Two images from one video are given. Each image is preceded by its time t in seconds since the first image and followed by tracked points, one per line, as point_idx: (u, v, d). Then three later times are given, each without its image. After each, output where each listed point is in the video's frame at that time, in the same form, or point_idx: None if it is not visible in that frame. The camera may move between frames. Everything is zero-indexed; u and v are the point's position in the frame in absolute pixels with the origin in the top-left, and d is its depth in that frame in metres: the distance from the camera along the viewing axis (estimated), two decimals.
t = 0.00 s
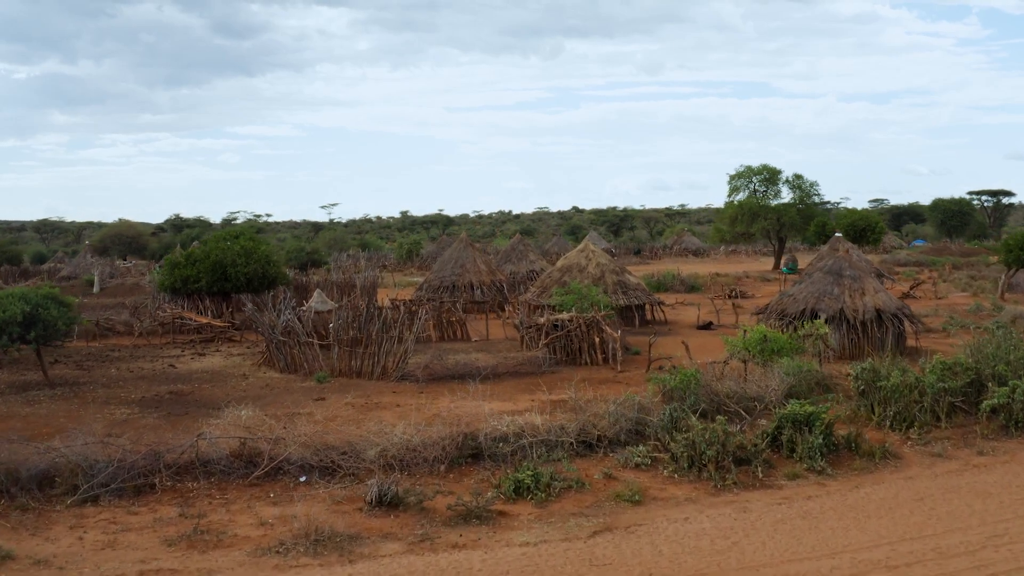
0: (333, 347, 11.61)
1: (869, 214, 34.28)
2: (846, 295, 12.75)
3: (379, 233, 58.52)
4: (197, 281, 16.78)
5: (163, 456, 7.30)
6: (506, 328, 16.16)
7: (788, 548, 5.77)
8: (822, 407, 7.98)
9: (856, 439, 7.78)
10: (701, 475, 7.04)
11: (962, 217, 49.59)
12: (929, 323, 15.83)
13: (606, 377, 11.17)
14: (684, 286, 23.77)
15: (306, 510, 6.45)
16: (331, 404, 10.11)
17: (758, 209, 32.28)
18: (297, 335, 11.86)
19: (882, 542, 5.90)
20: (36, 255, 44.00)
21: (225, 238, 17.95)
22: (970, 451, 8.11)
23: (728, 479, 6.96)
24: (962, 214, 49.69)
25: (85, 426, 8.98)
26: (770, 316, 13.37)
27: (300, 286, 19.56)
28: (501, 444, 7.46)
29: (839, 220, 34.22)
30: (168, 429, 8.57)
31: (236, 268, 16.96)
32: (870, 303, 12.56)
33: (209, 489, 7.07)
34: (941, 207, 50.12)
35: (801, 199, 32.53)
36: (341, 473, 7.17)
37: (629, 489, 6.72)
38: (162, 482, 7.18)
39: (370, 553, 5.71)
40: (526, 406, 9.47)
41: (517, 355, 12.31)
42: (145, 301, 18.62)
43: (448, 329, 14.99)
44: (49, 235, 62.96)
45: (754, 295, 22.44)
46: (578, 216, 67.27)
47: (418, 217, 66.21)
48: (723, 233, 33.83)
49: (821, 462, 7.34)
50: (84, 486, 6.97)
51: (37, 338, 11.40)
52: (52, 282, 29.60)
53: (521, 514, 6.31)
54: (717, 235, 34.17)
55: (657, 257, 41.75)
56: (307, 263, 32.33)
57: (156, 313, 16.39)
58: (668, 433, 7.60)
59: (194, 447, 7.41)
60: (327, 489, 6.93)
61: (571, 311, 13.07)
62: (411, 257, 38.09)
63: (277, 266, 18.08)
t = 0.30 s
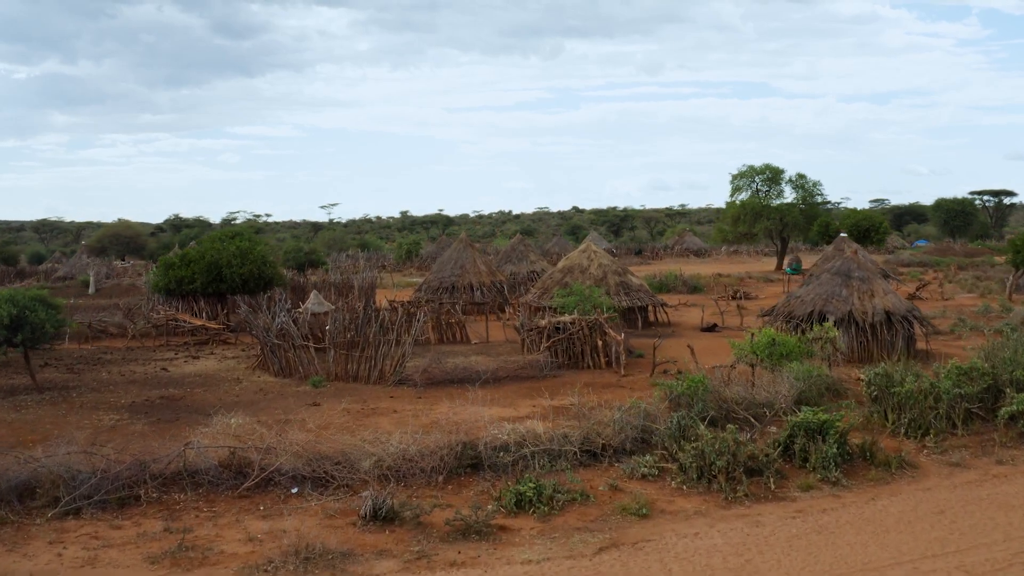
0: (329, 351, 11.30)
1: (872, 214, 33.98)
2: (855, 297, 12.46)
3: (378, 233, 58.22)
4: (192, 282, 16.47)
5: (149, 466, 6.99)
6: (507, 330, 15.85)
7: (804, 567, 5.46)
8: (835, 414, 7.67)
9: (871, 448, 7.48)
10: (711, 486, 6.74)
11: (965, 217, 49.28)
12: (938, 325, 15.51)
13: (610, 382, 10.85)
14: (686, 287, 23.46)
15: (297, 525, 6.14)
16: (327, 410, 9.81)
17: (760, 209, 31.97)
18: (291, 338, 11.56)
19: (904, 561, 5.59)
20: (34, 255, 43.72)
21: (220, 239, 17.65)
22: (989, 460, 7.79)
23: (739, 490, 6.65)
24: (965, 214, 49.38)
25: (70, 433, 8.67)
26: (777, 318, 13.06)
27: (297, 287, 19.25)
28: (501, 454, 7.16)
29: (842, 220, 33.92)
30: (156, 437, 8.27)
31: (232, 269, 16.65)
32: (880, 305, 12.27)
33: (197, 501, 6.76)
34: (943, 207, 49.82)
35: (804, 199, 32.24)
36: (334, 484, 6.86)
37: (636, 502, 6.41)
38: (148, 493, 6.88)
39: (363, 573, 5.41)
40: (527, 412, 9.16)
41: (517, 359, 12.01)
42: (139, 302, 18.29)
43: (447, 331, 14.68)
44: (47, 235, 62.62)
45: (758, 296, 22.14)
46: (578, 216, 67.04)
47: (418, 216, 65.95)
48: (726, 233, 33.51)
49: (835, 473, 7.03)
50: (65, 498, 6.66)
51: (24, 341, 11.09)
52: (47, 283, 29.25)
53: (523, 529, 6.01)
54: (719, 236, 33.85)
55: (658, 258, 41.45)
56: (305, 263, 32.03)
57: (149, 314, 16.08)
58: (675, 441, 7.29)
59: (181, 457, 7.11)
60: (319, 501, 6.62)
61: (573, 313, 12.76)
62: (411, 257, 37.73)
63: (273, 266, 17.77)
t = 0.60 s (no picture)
0: (323, 355, 10.94)
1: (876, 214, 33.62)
2: (865, 299, 12.10)
3: (377, 233, 57.87)
4: (185, 283, 16.10)
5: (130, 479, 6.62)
6: (506, 332, 15.49)
7: None
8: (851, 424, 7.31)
9: (889, 459, 7.12)
10: (723, 501, 6.37)
11: (968, 217, 48.90)
12: (949, 327, 15.15)
13: (614, 388, 10.47)
14: (689, 289, 23.10)
15: (283, 544, 5.76)
16: (319, 417, 9.44)
17: (763, 208, 31.61)
18: (284, 342, 11.19)
19: None
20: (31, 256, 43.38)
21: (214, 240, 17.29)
22: (1013, 471, 7.43)
23: (752, 506, 6.28)
24: (968, 213, 48.99)
25: (50, 443, 8.29)
26: (785, 321, 12.68)
27: (293, 288, 18.88)
28: (501, 466, 6.79)
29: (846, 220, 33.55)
30: (141, 449, 7.90)
31: (225, 270, 16.28)
32: (891, 307, 11.91)
33: (179, 516, 6.39)
34: (947, 207, 49.43)
35: (807, 199, 31.89)
36: (325, 499, 6.49)
37: (644, 518, 6.04)
38: (127, 509, 6.51)
39: None
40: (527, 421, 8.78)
41: (517, 364, 11.63)
42: (131, 304, 17.92)
43: (445, 334, 14.32)
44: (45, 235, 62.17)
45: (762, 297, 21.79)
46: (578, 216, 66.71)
47: (417, 216, 65.62)
48: (728, 233, 33.12)
49: (853, 487, 6.67)
50: (39, 514, 6.29)
51: (7, 346, 10.72)
52: (41, 284, 28.84)
53: (524, 549, 5.64)
54: (721, 236, 33.46)
55: (659, 258, 41.11)
56: (303, 264, 31.69)
57: (141, 317, 15.71)
58: (684, 453, 6.93)
59: (163, 469, 6.74)
60: (309, 518, 6.25)
61: (575, 316, 12.39)
62: (409, 257, 37.19)
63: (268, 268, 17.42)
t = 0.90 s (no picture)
0: (316, 359, 10.60)
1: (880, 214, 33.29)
2: (874, 302, 11.76)
3: (377, 233, 57.54)
4: (178, 284, 15.75)
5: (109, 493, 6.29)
6: (506, 335, 15.16)
7: None
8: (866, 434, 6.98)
9: (907, 472, 6.80)
10: (734, 517, 6.03)
11: (971, 216, 48.52)
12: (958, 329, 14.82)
13: (617, 394, 10.15)
14: (691, 290, 22.76)
15: (268, 565, 5.43)
16: (311, 424, 9.11)
17: (766, 208, 31.28)
18: (277, 346, 10.86)
19: None
20: (28, 257, 43.03)
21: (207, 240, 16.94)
22: None
23: (765, 522, 5.95)
24: (972, 213, 48.62)
25: (30, 454, 7.96)
26: (792, 323, 12.35)
27: (289, 289, 18.54)
28: (500, 480, 6.45)
29: (849, 220, 33.22)
30: (124, 460, 7.57)
31: (219, 271, 15.94)
32: (901, 310, 11.58)
33: (161, 533, 6.06)
34: (949, 207, 49.07)
35: (810, 199, 31.56)
36: (314, 515, 6.16)
37: (651, 536, 5.70)
38: (106, 524, 6.18)
39: None
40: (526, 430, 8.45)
41: (516, 368, 11.28)
42: (124, 306, 17.57)
43: (443, 337, 14.00)
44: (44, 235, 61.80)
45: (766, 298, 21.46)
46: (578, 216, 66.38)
47: (417, 216, 65.30)
48: (730, 234, 32.78)
49: (870, 501, 6.34)
50: (12, 531, 5.95)
51: None
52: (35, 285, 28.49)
53: (524, 570, 5.30)
54: (723, 236, 33.11)
55: (660, 258, 40.78)
56: (301, 264, 31.37)
57: (132, 319, 15.37)
58: (692, 465, 6.60)
59: (144, 482, 6.41)
60: (296, 535, 5.92)
61: (576, 319, 12.06)
62: (408, 258, 36.81)
63: (263, 269, 17.09)
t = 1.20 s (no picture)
0: (308, 364, 10.20)
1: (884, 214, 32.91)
2: (886, 304, 11.37)
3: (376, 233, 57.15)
4: (168, 286, 15.34)
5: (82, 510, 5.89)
6: (505, 337, 14.77)
7: None
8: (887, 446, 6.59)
9: (930, 486, 6.41)
10: (748, 538, 5.63)
11: (975, 216, 48.12)
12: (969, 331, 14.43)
13: (620, 401, 9.74)
14: (694, 290, 22.37)
15: None
16: (301, 433, 8.71)
17: (768, 208, 30.89)
18: (268, 351, 10.46)
19: None
20: (24, 257, 42.67)
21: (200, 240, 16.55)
22: None
23: (781, 542, 5.56)
24: (975, 213, 48.20)
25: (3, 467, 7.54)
26: (801, 327, 11.96)
27: (284, 291, 18.16)
28: (498, 496, 6.05)
29: (853, 220, 32.84)
30: (101, 473, 7.15)
31: (211, 272, 15.54)
32: (913, 313, 11.20)
33: (135, 554, 5.66)
34: (953, 207, 48.65)
35: (813, 198, 31.19)
36: (299, 534, 5.77)
37: (660, 558, 5.30)
38: (77, 545, 5.77)
39: None
40: (526, 441, 8.05)
41: (516, 373, 10.89)
42: (115, 308, 17.16)
43: (440, 340, 13.61)
44: (41, 234, 61.41)
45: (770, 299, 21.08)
46: (578, 216, 66.00)
47: (416, 216, 64.93)
48: (732, 233, 32.38)
49: (892, 518, 5.95)
50: None
51: None
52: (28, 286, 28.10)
53: None
54: (725, 236, 32.73)
55: (661, 258, 40.41)
56: (298, 265, 30.98)
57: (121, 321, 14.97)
58: (703, 480, 6.21)
59: (119, 499, 6.01)
60: (280, 556, 5.52)
61: (578, 322, 11.67)
62: (407, 258, 36.41)
63: (256, 270, 16.69)
